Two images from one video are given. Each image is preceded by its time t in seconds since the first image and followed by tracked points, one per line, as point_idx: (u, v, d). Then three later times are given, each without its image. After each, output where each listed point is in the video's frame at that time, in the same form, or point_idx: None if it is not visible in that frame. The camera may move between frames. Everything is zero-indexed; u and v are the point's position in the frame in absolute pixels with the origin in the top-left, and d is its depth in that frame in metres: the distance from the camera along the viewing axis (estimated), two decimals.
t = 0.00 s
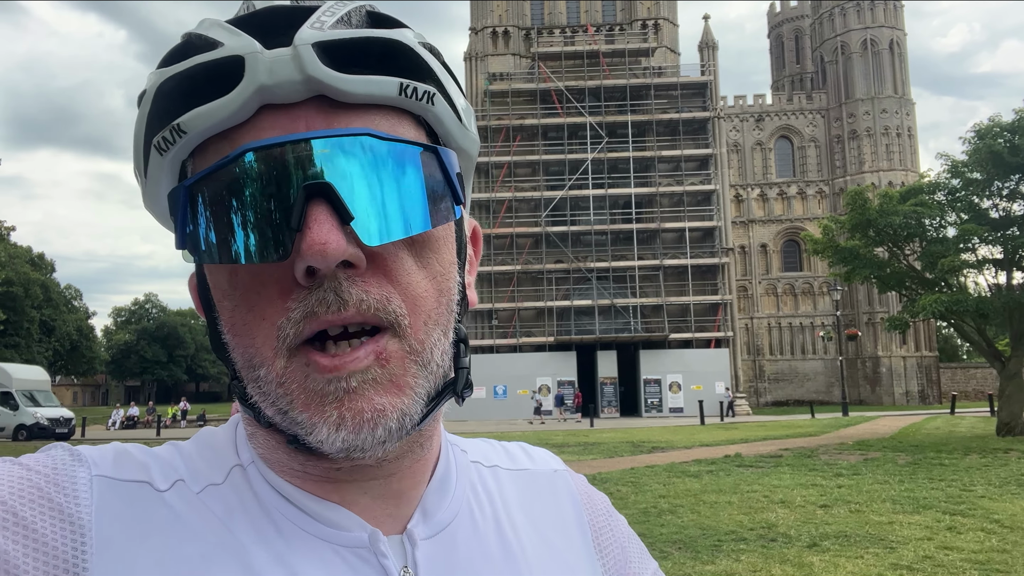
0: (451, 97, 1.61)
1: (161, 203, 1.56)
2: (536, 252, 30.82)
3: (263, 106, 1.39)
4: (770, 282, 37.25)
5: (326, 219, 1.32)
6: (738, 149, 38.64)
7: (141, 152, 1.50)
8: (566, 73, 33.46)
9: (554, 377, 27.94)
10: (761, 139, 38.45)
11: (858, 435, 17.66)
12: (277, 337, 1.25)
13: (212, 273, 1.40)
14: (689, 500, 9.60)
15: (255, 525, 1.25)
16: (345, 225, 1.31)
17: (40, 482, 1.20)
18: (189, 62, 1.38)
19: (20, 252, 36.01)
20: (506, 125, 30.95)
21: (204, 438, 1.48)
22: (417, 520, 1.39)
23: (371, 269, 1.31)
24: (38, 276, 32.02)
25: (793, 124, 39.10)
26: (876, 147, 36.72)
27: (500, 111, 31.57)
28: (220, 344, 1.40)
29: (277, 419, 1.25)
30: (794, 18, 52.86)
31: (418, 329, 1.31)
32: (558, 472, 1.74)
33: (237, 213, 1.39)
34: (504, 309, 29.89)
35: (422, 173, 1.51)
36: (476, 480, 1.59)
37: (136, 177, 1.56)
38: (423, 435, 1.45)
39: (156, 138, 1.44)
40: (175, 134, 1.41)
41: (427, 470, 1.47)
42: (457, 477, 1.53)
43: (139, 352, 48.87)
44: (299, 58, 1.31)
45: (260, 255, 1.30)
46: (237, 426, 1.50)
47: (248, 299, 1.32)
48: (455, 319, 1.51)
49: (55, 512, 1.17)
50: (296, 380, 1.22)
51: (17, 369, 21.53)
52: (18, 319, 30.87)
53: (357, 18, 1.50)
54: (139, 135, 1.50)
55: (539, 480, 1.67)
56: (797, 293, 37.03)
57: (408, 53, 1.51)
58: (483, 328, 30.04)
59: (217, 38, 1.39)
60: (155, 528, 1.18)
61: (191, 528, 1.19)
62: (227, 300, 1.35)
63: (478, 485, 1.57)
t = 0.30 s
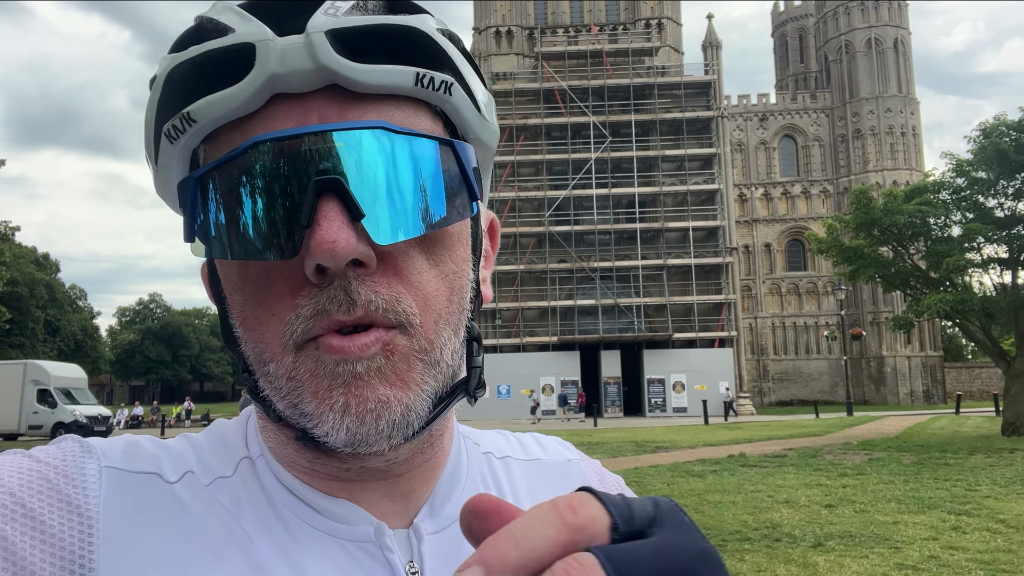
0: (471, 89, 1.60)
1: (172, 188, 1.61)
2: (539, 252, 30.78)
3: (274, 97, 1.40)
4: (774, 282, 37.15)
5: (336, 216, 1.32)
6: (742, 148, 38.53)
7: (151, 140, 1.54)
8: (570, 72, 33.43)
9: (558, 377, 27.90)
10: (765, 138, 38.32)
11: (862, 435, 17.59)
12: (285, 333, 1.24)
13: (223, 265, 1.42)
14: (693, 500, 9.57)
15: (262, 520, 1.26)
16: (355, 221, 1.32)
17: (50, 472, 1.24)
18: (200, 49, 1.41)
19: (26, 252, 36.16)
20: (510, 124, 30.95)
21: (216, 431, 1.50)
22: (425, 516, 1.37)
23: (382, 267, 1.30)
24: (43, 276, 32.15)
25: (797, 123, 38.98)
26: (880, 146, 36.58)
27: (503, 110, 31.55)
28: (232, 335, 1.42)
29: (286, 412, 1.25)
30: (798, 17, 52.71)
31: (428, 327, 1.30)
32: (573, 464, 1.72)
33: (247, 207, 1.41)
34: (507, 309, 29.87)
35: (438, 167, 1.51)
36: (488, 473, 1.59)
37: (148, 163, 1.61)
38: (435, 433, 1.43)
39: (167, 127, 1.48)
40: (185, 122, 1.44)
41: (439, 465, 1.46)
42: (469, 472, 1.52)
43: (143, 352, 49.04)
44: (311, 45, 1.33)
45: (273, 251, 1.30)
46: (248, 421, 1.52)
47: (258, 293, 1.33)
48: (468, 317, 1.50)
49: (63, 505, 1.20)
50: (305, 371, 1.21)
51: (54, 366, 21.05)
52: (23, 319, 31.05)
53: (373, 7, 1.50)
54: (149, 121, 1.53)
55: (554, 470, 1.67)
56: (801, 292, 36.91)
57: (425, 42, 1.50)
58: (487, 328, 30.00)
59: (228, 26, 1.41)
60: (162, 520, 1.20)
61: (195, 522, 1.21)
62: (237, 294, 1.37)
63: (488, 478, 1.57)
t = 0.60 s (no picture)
0: (487, 85, 1.63)
1: (181, 164, 1.65)
2: (543, 251, 30.77)
3: (292, 85, 1.42)
4: (778, 282, 37.08)
5: (348, 210, 1.34)
6: (747, 147, 38.44)
7: (165, 119, 1.59)
8: (574, 71, 33.41)
9: (562, 377, 27.91)
10: (770, 137, 38.23)
11: (867, 435, 17.56)
12: (289, 324, 1.27)
13: (227, 251, 1.45)
14: (696, 500, 9.57)
15: (262, 510, 1.31)
16: (366, 217, 1.34)
17: (45, 461, 1.28)
18: (223, 31, 1.45)
19: (32, 252, 36.34)
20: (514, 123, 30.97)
21: (214, 421, 1.56)
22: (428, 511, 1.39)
23: (391, 263, 1.32)
24: (48, 275, 32.32)
25: (802, 122, 38.87)
26: (886, 145, 36.47)
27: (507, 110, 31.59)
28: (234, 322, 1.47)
29: (288, 401, 1.29)
30: (803, 16, 52.56)
31: (435, 326, 1.33)
32: (568, 449, 1.83)
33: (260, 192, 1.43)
34: (511, 308, 29.88)
35: (450, 163, 1.52)
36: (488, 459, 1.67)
37: (159, 140, 1.66)
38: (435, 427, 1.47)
39: (181, 107, 1.52)
40: (200, 103, 1.48)
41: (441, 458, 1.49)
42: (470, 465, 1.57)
43: (148, 351, 49.24)
44: (334, 36, 1.35)
45: (283, 241, 1.33)
46: (246, 410, 1.58)
47: (262, 281, 1.36)
48: (471, 317, 1.53)
49: (59, 493, 1.24)
50: (309, 362, 1.23)
51: (94, 364, 21.07)
52: (28, 318, 31.29)
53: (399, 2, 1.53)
54: (164, 100, 1.57)
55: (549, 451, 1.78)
56: (806, 292, 36.82)
57: (445, 36, 1.53)
58: (491, 327, 29.97)
59: (251, 11, 1.44)
60: (160, 506, 1.26)
61: (190, 508, 1.26)
62: (241, 279, 1.40)
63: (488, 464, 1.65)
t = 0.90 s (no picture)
0: (486, 75, 1.65)
1: (180, 140, 1.64)
2: (547, 250, 30.74)
3: (292, 62, 1.42)
4: (783, 281, 36.98)
5: (341, 184, 1.34)
6: (752, 146, 38.33)
7: (166, 92, 1.58)
8: (578, 70, 33.37)
9: (566, 375, 27.90)
10: (775, 136, 38.11)
11: (872, 434, 17.52)
12: (277, 299, 1.28)
13: (221, 225, 1.45)
14: (700, 499, 9.55)
15: (248, 497, 1.34)
16: (359, 193, 1.33)
17: (28, 447, 1.28)
18: (225, 7, 1.44)
19: (37, 250, 36.49)
20: (518, 122, 30.97)
21: (199, 408, 1.59)
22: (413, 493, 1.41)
23: (382, 240, 1.33)
24: (53, 274, 32.44)
25: (807, 121, 38.74)
26: (891, 143, 36.34)
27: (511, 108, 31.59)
28: (225, 300, 1.47)
29: (273, 380, 1.31)
30: (808, 15, 52.38)
31: (421, 309, 1.34)
32: (555, 436, 1.88)
33: (254, 168, 1.43)
34: (515, 307, 29.88)
35: (444, 148, 1.53)
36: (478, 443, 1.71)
37: (157, 116, 1.64)
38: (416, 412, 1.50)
39: (182, 82, 1.50)
40: (201, 78, 1.47)
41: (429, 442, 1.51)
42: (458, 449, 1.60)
43: (154, 349, 49.45)
44: (337, 15, 1.35)
45: (274, 215, 1.34)
46: (234, 398, 1.60)
47: (253, 256, 1.36)
48: (460, 304, 1.55)
49: (42, 478, 1.25)
50: (296, 340, 1.24)
51: (133, 361, 20.69)
52: (33, 316, 31.47)
53: None
54: (166, 76, 1.56)
55: (538, 444, 1.80)
56: (811, 291, 36.73)
57: (449, 28, 1.54)
58: (495, 326, 29.98)
59: None
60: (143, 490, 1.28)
61: (173, 495, 1.28)
62: (233, 253, 1.41)
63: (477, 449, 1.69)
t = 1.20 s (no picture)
0: (487, 97, 1.63)
1: (185, 163, 1.62)
2: (551, 249, 30.69)
3: (297, 85, 1.40)
4: (787, 280, 36.83)
5: (345, 203, 1.31)
6: (756, 145, 38.19)
7: (172, 116, 1.56)
8: (582, 68, 33.27)
9: (569, 374, 27.80)
10: (779, 135, 37.94)
11: (877, 434, 17.41)
12: (281, 317, 1.25)
13: (225, 244, 1.42)
14: (703, 499, 9.51)
15: (252, 526, 1.32)
16: (363, 212, 1.30)
17: (30, 477, 1.28)
18: (232, 34, 1.43)
19: (42, 247, 36.61)
20: (521, 120, 30.90)
21: (202, 435, 1.58)
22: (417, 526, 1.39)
23: (385, 259, 1.30)
24: (58, 271, 32.54)
25: (811, 119, 38.54)
26: (896, 142, 36.15)
27: (515, 107, 31.52)
28: (229, 321, 1.44)
29: (277, 399, 1.27)
30: (813, 12, 52.14)
31: (427, 325, 1.30)
32: (559, 463, 1.84)
33: (259, 185, 1.40)
34: (518, 306, 29.83)
35: (447, 170, 1.50)
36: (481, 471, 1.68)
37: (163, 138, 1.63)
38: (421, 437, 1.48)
39: (189, 107, 1.49)
40: (208, 102, 1.45)
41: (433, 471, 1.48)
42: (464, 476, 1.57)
43: (158, 347, 49.56)
44: (341, 39, 1.34)
45: (279, 233, 1.30)
46: (238, 425, 1.59)
47: (256, 275, 1.33)
48: (466, 323, 1.51)
49: (41, 509, 1.24)
50: (301, 360, 1.21)
51: (174, 358, 21.04)
52: (38, 314, 31.64)
53: (404, 11, 1.51)
54: (172, 101, 1.55)
55: (541, 472, 1.77)
56: (815, 290, 36.59)
57: (450, 50, 1.53)
58: (498, 325, 29.94)
59: (262, 14, 1.42)
60: (146, 522, 1.27)
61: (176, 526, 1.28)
62: (236, 274, 1.37)
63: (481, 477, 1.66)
